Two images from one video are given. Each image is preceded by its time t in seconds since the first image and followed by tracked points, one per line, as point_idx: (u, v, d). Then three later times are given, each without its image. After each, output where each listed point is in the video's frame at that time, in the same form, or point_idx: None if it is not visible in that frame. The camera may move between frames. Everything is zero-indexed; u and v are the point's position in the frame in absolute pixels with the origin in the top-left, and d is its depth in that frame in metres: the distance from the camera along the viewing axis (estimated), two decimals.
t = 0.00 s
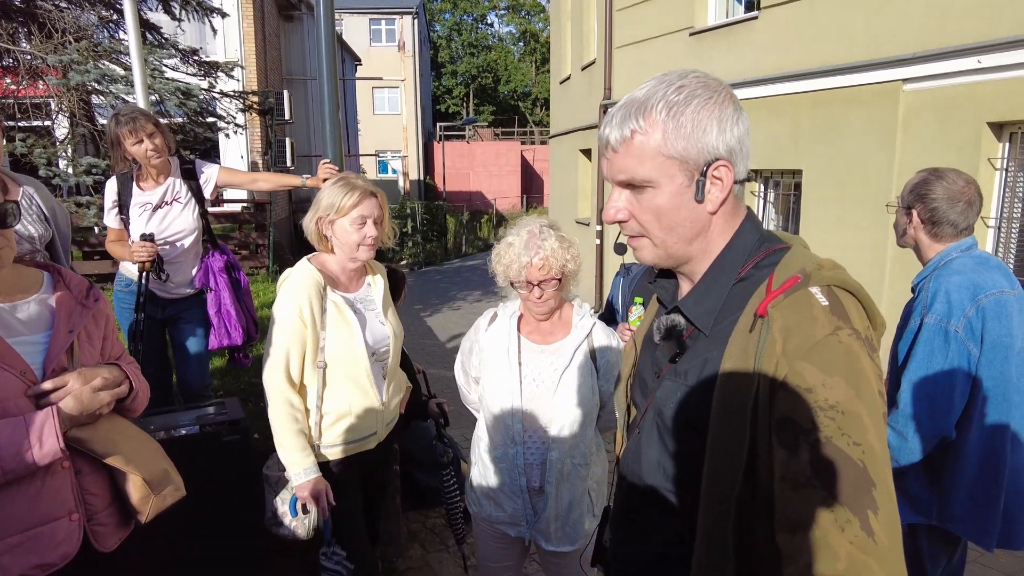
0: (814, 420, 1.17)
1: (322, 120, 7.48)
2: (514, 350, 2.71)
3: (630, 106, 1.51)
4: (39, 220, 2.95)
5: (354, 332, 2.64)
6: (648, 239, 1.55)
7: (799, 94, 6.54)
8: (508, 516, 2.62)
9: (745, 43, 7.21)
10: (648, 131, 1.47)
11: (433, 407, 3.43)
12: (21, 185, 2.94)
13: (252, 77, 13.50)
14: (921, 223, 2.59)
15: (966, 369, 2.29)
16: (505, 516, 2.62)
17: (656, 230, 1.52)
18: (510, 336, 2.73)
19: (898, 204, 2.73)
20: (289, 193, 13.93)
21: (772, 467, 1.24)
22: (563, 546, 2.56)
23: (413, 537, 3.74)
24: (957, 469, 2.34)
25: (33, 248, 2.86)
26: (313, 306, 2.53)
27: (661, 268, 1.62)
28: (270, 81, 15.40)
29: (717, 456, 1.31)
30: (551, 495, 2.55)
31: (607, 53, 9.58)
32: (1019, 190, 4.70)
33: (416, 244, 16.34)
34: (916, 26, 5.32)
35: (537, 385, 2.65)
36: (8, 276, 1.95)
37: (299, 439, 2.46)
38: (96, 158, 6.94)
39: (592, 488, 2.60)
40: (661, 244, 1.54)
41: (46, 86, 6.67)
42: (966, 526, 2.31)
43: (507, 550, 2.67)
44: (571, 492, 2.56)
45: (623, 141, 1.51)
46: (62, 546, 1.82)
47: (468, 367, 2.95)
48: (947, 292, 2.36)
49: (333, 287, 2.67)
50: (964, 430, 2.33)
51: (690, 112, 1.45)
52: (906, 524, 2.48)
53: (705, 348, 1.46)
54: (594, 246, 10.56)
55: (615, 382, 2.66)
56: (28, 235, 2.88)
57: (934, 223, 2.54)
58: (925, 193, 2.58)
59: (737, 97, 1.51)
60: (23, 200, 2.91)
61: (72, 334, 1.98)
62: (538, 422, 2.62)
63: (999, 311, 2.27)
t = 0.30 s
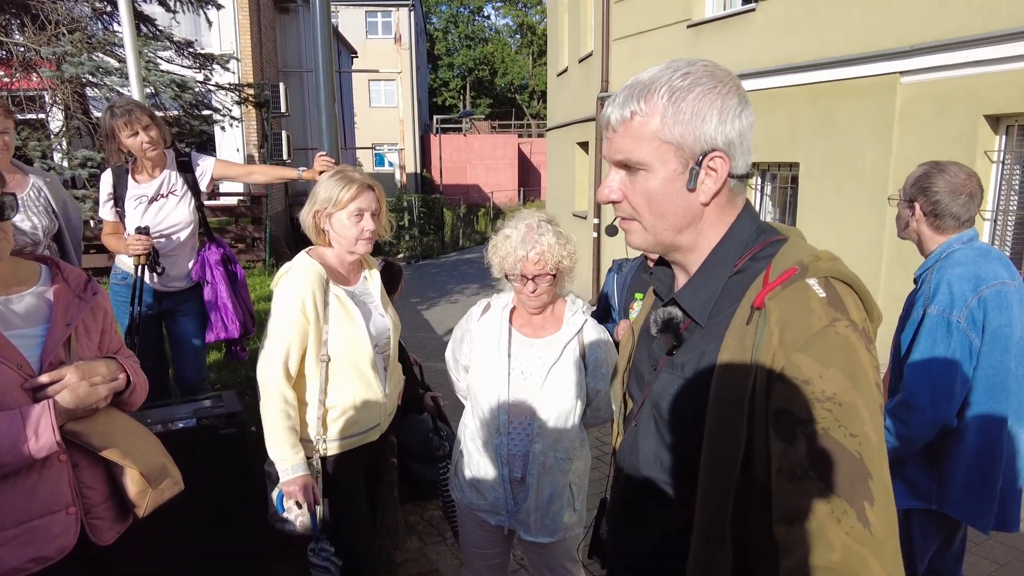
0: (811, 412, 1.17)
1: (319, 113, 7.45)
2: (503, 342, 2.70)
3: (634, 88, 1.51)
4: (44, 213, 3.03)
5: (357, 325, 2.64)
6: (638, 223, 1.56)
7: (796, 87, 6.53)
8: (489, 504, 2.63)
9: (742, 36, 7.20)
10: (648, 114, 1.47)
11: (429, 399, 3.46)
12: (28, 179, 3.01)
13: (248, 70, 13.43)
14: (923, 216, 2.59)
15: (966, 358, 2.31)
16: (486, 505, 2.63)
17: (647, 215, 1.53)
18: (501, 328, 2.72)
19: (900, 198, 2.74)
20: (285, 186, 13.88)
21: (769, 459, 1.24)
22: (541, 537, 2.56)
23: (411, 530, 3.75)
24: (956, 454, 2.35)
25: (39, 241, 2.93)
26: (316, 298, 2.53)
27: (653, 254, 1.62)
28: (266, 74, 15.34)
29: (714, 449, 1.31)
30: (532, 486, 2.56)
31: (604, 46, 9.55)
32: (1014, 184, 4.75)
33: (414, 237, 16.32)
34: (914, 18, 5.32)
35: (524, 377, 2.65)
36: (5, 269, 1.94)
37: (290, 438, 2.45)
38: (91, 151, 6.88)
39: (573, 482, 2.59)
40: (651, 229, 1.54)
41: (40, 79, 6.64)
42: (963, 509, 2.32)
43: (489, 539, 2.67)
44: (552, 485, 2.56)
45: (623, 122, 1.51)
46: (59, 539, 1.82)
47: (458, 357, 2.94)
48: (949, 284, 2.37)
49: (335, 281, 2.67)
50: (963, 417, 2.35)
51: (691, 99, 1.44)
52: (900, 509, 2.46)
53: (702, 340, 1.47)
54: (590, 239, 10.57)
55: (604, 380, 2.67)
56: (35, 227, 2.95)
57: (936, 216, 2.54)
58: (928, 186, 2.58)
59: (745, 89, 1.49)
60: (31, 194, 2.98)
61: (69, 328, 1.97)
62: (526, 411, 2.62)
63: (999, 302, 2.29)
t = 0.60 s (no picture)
0: (805, 405, 1.18)
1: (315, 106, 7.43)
2: (497, 333, 2.72)
3: (635, 76, 1.54)
4: (48, 207, 3.04)
5: (352, 319, 2.66)
6: (633, 208, 1.60)
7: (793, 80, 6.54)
8: (479, 493, 2.66)
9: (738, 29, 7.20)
10: (644, 102, 1.50)
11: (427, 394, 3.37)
12: (35, 171, 3.02)
13: (244, 63, 13.37)
14: (927, 208, 2.60)
15: (958, 345, 2.33)
16: (476, 493, 2.66)
17: (639, 199, 1.56)
18: (495, 321, 2.75)
19: (903, 191, 2.75)
20: (281, 179, 13.84)
21: (763, 451, 1.25)
22: (529, 527, 2.58)
23: (408, 522, 3.78)
24: (944, 441, 2.38)
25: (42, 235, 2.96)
26: (310, 295, 2.53)
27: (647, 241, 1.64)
28: (262, 67, 15.26)
29: (708, 440, 1.33)
30: (521, 477, 2.57)
31: (601, 39, 9.53)
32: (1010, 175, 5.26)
33: (411, 230, 16.30)
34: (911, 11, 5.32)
35: (517, 370, 2.66)
36: (2, 264, 1.94)
37: (298, 428, 2.47)
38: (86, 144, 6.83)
39: (563, 475, 2.60)
40: (644, 216, 1.58)
41: (34, 72, 6.60)
42: (952, 494, 2.36)
43: (479, 527, 2.70)
44: (542, 477, 2.57)
45: (621, 109, 1.55)
46: (60, 531, 1.83)
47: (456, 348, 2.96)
48: (944, 272, 2.38)
49: (328, 275, 2.68)
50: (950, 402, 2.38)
51: (685, 88, 1.45)
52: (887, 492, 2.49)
53: (698, 332, 1.48)
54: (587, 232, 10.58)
55: (596, 376, 2.69)
56: (37, 221, 2.97)
57: (939, 209, 2.56)
58: (932, 180, 2.59)
59: (745, 82, 1.48)
60: (37, 187, 2.99)
61: (68, 322, 1.98)
62: (518, 402, 2.64)
63: (995, 292, 2.30)
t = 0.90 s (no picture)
0: (798, 400, 1.19)
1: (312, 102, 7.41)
2: (496, 328, 2.72)
3: (629, 74, 1.55)
4: (45, 205, 3.06)
5: (351, 314, 2.66)
6: (629, 206, 1.60)
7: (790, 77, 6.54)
8: (481, 488, 2.66)
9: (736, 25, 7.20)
10: (638, 99, 1.51)
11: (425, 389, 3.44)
12: (34, 168, 3.02)
13: (241, 59, 13.33)
14: (929, 203, 2.61)
15: (945, 337, 2.35)
16: (478, 488, 2.66)
17: (634, 196, 1.57)
18: (494, 315, 2.75)
19: (907, 185, 2.77)
20: (279, 176, 13.82)
21: (755, 444, 1.27)
22: (531, 521, 2.58)
23: (407, 517, 3.80)
24: (932, 434, 2.40)
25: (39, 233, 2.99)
26: (308, 290, 2.54)
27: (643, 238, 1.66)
28: (260, 63, 15.21)
29: (702, 434, 1.34)
30: (522, 471, 2.57)
31: (599, 35, 9.52)
32: (1007, 171, 5.32)
33: (409, 227, 16.29)
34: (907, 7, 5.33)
35: (517, 365, 2.66)
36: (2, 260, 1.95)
37: (297, 424, 2.48)
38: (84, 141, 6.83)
39: (564, 468, 2.61)
40: (640, 214, 1.58)
41: (31, 68, 6.59)
42: (940, 487, 2.37)
43: (480, 522, 2.71)
44: (542, 470, 2.57)
45: (616, 107, 1.56)
46: (60, 526, 1.85)
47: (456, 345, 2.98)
48: (933, 265, 2.39)
49: (323, 269, 2.68)
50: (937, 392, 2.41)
51: (679, 85, 1.46)
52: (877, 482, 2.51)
53: (693, 327, 1.49)
54: (586, 228, 10.60)
55: (596, 369, 2.72)
56: (33, 220, 3.00)
57: (941, 204, 2.57)
58: (938, 175, 2.61)
59: (739, 78, 1.48)
60: (36, 184, 3.00)
61: (67, 318, 1.99)
62: (519, 398, 2.64)
63: (985, 286, 2.32)
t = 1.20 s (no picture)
0: (795, 400, 1.20)
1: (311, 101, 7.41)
2: (499, 327, 2.74)
3: (626, 77, 1.56)
4: (38, 204, 3.04)
5: (350, 313, 2.67)
6: (628, 207, 1.61)
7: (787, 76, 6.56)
8: (489, 486, 2.66)
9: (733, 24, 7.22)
10: (636, 102, 1.52)
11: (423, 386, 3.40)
12: (25, 168, 3.02)
13: (238, 58, 13.30)
14: (920, 202, 2.64)
15: (930, 335, 2.41)
16: (487, 488, 2.66)
17: (633, 198, 1.58)
18: (497, 315, 2.77)
19: (901, 183, 2.78)
20: (276, 175, 13.80)
21: (753, 444, 1.28)
22: (542, 518, 2.59)
23: (405, 516, 3.81)
24: (919, 431, 2.44)
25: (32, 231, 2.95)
26: (306, 288, 2.54)
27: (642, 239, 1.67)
28: (257, 62, 15.17)
29: (700, 434, 1.35)
30: (530, 468, 2.58)
31: (597, 33, 9.53)
32: (1002, 171, 5.46)
33: (407, 226, 16.28)
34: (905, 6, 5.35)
35: (520, 363, 2.67)
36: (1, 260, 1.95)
37: (297, 423, 2.48)
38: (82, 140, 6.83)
39: (572, 463, 2.62)
40: (639, 215, 1.59)
41: (28, 67, 6.57)
42: (927, 484, 2.41)
43: (488, 521, 2.71)
44: (550, 466, 2.58)
45: (614, 109, 1.57)
46: (61, 525, 1.86)
47: (456, 345, 2.99)
48: (919, 264, 2.45)
49: (320, 268, 2.68)
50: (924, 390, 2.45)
51: (677, 88, 1.47)
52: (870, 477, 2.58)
53: (689, 327, 1.50)
54: (583, 227, 10.62)
55: (599, 361, 2.70)
56: (25, 219, 2.97)
57: (932, 204, 2.59)
58: (929, 174, 2.63)
59: (736, 82, 1.49)
60: (27, 183, 2.99)
61: (66, 318, 1.99)
62: (522, 398, 2.65)
63: (970, 285, 2.35)
